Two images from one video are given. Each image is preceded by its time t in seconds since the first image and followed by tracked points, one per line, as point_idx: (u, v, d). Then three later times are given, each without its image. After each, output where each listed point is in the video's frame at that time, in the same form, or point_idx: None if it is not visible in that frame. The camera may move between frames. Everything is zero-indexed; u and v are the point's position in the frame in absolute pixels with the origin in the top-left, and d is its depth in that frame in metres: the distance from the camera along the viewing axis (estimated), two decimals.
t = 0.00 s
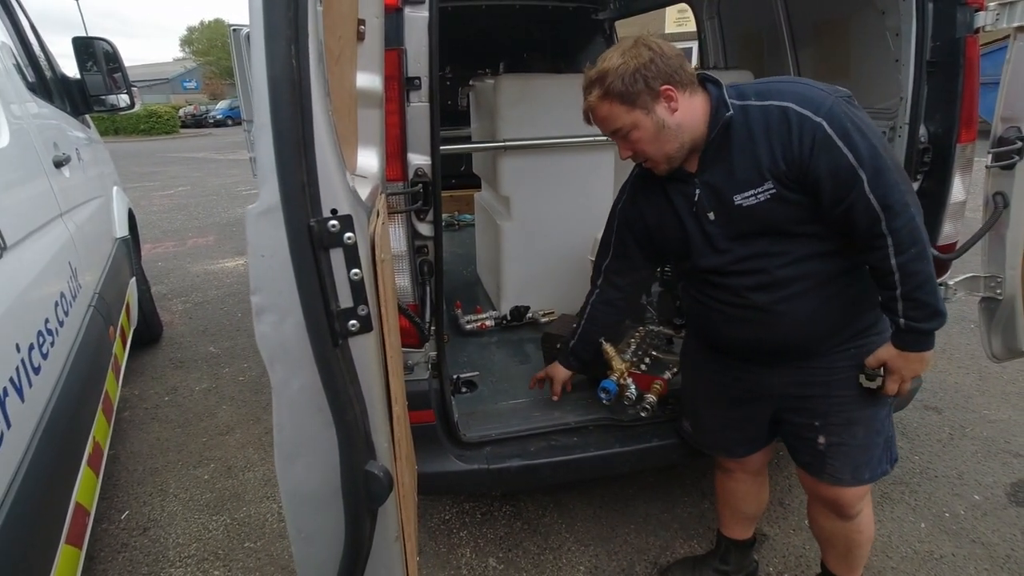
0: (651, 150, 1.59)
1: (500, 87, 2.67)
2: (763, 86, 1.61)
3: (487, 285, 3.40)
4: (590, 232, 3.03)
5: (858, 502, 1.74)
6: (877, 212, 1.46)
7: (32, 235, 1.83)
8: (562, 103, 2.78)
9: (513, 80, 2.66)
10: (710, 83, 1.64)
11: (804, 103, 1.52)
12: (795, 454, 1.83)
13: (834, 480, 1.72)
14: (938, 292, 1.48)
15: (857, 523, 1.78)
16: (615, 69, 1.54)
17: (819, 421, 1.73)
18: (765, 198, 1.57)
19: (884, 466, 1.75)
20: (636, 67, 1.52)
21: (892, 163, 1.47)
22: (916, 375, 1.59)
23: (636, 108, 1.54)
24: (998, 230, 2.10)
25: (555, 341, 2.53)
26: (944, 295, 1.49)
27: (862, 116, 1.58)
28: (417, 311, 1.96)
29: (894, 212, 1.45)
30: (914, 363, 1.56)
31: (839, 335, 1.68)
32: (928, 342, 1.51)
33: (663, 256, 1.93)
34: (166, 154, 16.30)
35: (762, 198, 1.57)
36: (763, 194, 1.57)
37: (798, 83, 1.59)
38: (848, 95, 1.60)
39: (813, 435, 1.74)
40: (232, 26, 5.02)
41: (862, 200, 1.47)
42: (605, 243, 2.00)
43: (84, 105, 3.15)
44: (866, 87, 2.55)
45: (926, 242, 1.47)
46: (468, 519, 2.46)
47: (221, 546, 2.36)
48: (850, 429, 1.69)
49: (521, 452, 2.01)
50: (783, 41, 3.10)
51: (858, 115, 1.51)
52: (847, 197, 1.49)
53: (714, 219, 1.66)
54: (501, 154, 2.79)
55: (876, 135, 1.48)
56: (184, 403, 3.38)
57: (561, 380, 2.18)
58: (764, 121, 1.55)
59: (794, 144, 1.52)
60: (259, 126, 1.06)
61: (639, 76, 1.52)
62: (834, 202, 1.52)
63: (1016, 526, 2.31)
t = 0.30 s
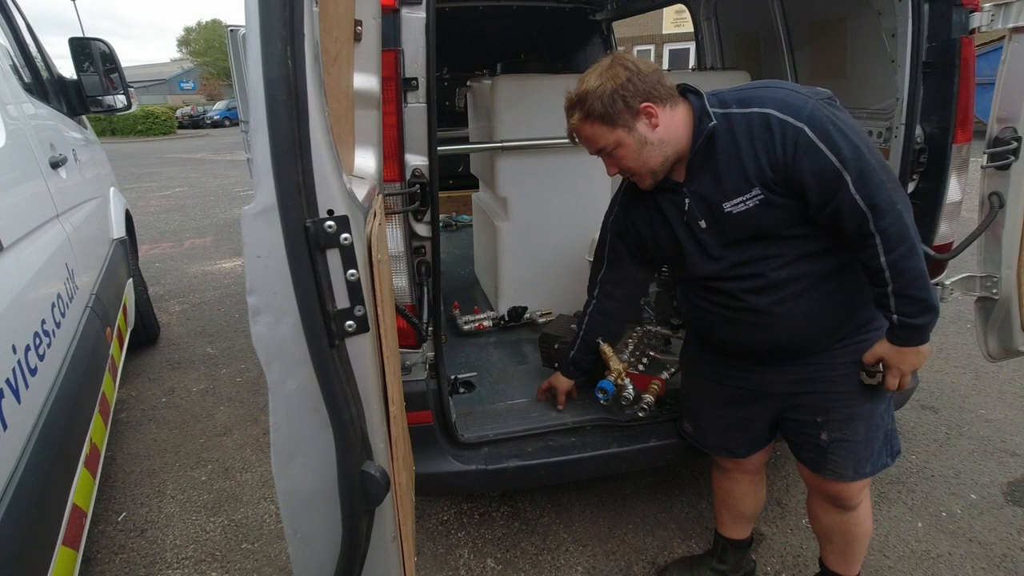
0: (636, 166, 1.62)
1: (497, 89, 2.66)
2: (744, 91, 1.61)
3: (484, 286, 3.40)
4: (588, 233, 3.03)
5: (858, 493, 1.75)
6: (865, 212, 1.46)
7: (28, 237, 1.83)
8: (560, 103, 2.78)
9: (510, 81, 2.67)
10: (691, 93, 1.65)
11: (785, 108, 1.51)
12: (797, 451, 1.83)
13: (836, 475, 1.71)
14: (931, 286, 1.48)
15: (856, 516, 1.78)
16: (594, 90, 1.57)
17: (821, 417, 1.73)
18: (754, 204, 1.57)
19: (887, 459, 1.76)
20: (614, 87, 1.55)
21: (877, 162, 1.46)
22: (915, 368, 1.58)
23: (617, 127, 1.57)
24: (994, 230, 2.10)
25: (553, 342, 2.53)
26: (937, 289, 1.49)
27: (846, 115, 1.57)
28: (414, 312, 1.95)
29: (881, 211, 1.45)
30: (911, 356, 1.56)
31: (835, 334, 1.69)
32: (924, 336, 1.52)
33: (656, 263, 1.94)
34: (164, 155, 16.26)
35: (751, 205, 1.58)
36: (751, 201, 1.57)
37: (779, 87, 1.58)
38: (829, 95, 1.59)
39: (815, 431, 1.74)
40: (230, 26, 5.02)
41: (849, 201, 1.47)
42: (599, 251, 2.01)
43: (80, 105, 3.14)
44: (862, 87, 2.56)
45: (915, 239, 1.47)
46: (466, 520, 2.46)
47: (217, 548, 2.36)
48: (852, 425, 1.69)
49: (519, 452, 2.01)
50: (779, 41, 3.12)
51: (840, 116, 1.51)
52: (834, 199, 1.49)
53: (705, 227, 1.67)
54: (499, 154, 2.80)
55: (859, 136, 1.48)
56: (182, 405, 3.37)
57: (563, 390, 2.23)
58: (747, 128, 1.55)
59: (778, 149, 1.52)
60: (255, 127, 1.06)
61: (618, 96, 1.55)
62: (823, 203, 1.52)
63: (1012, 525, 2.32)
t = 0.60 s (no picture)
0: (629, 175, 1.63)
1: (499, 89, 2.66)
2: (737, 94, 1.61)
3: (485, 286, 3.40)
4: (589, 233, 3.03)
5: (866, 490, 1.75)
6: (861, 210, 1.46)
7: (29, 236, 1.82)
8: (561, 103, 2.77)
9: (511, 81, 2.66)
10: (684, 99, 1.65)
11: (778, 109, 1.51)
12: (806, 450, 1.82)
13: (849, 472, 1.71)
14: (927, 282, 1.47)
15: (863, 512, 1.78)
16: (584, 103, 1.59)
17: (831, 415, 1.72)
18: (752, 206, 1.57)
19: (899, 454, 1.76)
20: (603, 100, 1.56)
21: (870, 158, 1.46)
22: (920, 363, 1.57)
23: (608, 139, 1.58)
24: (997, 230, 2.10)
25: (555, 342, 2.52)
26: (936, 284, 1.49)
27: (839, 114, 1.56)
28: (415, 312, 1.95)
29: (876, 207, 1.44)
30: (915, 350, 1.55)
31: (836, 332, 1.68)
32: (924, 331, 1.52)
33: (655, 268, 1.93)
34: (163, 154, 16.25)
35: (749, 206, 1.57)
36: (749, 203, 1.57)
37: (772, 89, 1.58)
38: (822, 94, 1.58)
39: (825, 429, 1.74)
40: (230, 26, 5.01)
41: (845, 199, 1.46)
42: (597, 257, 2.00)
43: (81, 104, 3.14)
44: (864, 86, 2.56)
45: (911, 235, 1.47)
46: (468, 520, 2.45)
47: (218, 548, 2.36)
48: (863, 422, 1.69)
49: (521, 453, 2.01)
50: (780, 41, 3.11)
51: (833, 115, 1.50)
52: (830, 198, 1.49)
53: (704, 230, 1.66)
54: (499, 154, 2.79)
55: (853, 134, 1.47)
56: (183, 404, 3.37)
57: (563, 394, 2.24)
58: (741, 131, 1.55)
59: (772, 150, 1.52)
60: (259, 127, 1.05)
61: (607, 109, 1.56)
62: (820, 202, 1.51)
63: (1015, 526, 2.31)
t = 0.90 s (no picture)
0: (637, 165, 1.61)
1: (500, 88, 2.65)
2: (747, 91, 1.60)
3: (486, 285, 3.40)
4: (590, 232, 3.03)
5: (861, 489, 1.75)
6: (865, 212, 1.45)
7: (31, 235, 1.82)
8: (562, 102, 2.76)
9: (513, 80, 2.65)
10: (696, 92, 1.63)
11: (787, 107, 1.51)
12: (802, 451, 1.82)
13: (843, 473, 1.70)
14: (929, 289, 1.47)
15: (859, 512, 1.78)
16: (597, 89, 1.56)
17: (826, 416, 1.72)
18: (756, 204, 1.56)
19: (893, 457, 1.75)
20: (617, 87, 1.54)
21: (878, 161, 1.45)
22: (916, 370, 1.56)
23: (619, 126, 1.56)
24: (1000, 230, 2.10)
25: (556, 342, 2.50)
26: (937, 292, 1.48)
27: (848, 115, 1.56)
28: (417, 310, 1.95)
29: (881, 211, 1.44)
30: (911, 356, 1.54)
31: (836, 334, 1.67)
32: (921, 337, 1.51)
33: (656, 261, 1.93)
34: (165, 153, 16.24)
35: (753, 204, 1.57)
36: (753, 200, 1.56)
37: (781, 87, 1.57)
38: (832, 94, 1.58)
39: (820, 430, 1.73)
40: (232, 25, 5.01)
41: (850, 200, 1.46)
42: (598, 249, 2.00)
43: (83, 103, 3.14)
44: (866, 86, 2.55)
45: (915, 239, 1.46)
46: (468, 519, 2.45)
47: (219, 546, 2.36)
48: (858, 424, 1.69)
49: (522, 452, 2.00)
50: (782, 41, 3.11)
51: (843, 115, 1.49)
52: (835, 199, 1.48)
53: (706, 226, 1.66)
54: (501, 153, 2.78)
55: (862, 135, 1.47)
56: (184, 403, 3.37)
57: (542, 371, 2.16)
58: (749, 128, 1.55)
59: (779, 148, 1.51)
60: (262, 124, 1.05)
61: (620, 96, 1.53)
62: (824, 202, 1.51)
63: (1017, 527, 2.31)
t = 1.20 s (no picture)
0: (628, 182, 1.62)
1: (501, 87, 2.66)
2: (729, 99, 1.60)
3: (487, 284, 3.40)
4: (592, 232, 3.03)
5: (868, 488, 1.74)
6: (860, 208, 1.45)
7: (32, 234, 1.82)
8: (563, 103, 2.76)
9: (515, 80, 2.65)
10: (678, 106, 1.64)
11: (770, 112, 1.51)
12: (811, 445, 1.81)
13: (854, 465, 1.70)
14: (933, 276, 1.47)
15: (868, 510, 1.77)
16: (583, 109, 1.57)
17: (835, 409, 1.72)
18: (748, 210, 1.56)
19: (907, 447, 1.75)
20: (602, 106, 1.55)
21: (867, 156, 1.45)
22: (930, 359, 1.55)
23: (607, 144, 1.57)
24: (1002, 230, 2.09)
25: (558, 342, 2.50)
26: (942, 280, 1.48)
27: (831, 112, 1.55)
28: (419, 310, 1.95)
29: (876, 206, 1.43)
30: (924, 346, 1.53)
31: (839, 329, 1.67)
32: (932, 326, 1.50)
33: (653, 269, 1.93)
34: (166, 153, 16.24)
35: (745, 211, 1.57)
36: (745, 207, 1.56)
37: (763, 92, 1.57)
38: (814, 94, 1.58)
39: (829, 423, 1.73)
40: (234, 24, 5.01)
41: (843, 198, 1.45)
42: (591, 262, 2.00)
43: (85, 102, 3.13)
44: (869, 86, 2.55)
45: (913, 231, 1.46)
46: (469, 519, 2.45)
47: (220, 545, 2.36)
48: (867, 416, 1.68)
49: (523, 452, 2.00)
50: (784, 41, 3.10)
51: (826, 115, 1.49)
52: (828, 198, 1.48)
53: (701, 236, 1.66)
54: (502, 152, 2.78)
55: (847, 131, 1.47)
56: (185, 402, 3.37)
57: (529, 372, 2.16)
58: (734, 135, 1.55)
59: (766, 154, 1.51)
60: (265, 123, 1.05)
61: (605, 115, 1.55)
62: (818, 202, 1.51)
63: (1018, 527, 2.30)
